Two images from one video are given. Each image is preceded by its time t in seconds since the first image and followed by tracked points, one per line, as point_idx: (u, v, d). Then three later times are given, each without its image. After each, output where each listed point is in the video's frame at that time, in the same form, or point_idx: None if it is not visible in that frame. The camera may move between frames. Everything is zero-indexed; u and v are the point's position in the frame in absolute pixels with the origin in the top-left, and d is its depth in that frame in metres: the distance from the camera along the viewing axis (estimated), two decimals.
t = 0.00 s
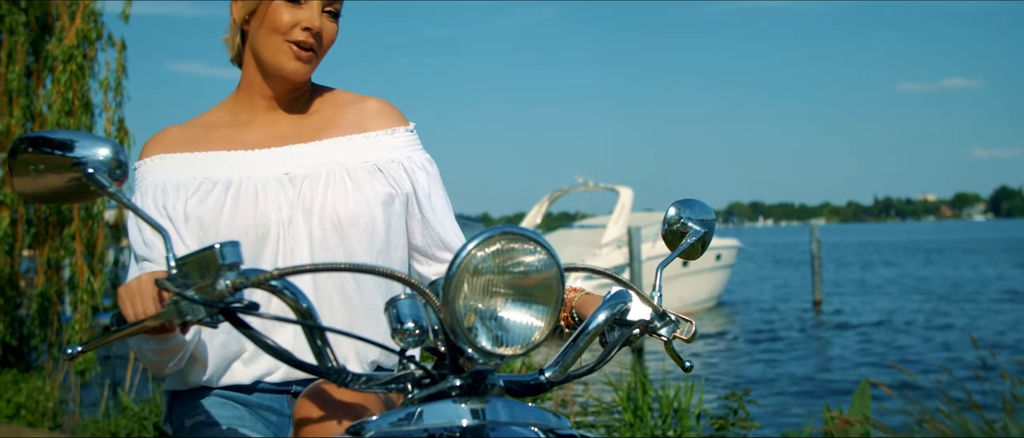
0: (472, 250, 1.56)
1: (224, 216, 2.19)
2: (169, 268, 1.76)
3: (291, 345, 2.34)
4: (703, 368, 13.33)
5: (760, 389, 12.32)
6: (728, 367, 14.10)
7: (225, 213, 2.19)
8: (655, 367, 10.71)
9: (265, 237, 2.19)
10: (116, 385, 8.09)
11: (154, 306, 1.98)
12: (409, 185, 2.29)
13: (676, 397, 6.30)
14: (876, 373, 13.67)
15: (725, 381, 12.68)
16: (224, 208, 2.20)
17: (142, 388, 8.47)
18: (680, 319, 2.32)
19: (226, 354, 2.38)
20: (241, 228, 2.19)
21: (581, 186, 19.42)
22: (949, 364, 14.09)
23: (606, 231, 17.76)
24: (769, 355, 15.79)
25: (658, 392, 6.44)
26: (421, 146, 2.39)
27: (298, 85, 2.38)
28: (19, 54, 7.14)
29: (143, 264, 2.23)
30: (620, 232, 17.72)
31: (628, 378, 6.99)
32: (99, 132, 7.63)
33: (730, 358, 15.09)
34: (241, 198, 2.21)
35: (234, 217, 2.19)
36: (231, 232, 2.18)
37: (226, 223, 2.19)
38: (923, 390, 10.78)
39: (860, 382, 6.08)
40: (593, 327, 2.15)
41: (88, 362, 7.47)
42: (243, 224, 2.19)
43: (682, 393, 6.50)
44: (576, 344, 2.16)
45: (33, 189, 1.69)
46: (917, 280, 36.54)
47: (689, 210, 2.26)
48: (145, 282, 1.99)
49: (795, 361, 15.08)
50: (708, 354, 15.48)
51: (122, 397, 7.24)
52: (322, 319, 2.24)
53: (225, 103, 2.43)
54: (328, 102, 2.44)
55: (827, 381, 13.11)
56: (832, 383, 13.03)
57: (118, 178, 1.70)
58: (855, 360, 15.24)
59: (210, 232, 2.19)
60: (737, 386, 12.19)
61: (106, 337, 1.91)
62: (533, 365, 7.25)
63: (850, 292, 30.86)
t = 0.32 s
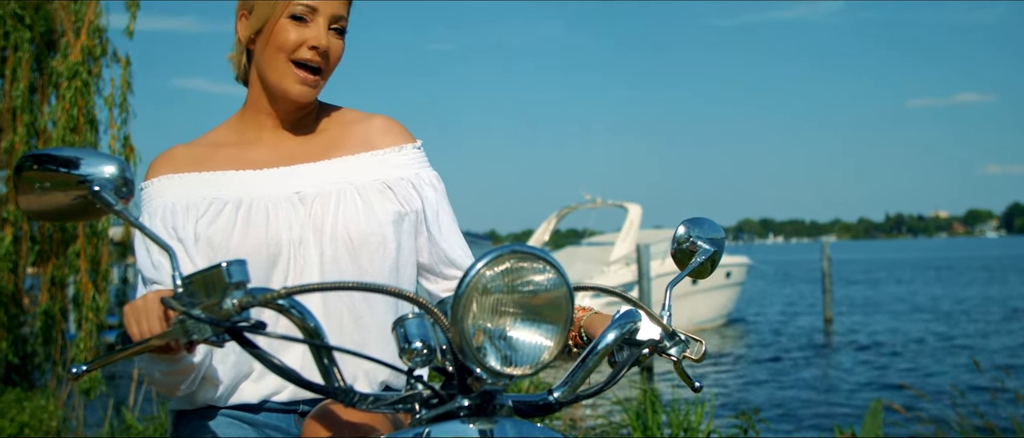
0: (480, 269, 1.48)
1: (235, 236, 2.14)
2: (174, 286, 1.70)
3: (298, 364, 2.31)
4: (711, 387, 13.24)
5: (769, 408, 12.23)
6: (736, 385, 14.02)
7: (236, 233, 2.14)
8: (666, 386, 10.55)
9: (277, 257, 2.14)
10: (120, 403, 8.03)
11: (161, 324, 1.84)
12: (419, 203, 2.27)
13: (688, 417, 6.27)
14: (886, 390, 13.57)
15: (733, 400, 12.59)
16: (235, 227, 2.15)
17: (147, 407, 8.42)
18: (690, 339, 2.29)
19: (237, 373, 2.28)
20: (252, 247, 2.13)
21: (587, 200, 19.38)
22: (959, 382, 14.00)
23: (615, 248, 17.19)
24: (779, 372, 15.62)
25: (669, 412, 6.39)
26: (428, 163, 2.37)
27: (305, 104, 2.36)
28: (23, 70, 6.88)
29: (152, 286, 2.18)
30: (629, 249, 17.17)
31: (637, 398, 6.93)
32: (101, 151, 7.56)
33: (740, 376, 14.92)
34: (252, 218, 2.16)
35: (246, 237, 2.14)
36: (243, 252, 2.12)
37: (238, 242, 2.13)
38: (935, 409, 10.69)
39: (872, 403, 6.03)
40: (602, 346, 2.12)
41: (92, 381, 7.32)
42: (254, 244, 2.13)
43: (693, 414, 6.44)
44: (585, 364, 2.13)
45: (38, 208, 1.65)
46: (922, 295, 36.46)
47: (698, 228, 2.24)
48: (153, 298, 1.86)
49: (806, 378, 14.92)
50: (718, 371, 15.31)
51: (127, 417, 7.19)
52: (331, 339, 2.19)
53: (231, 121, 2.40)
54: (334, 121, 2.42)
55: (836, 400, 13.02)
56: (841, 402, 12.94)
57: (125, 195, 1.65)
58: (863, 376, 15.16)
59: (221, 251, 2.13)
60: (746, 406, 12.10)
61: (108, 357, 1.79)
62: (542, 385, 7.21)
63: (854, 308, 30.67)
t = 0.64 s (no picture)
0: (489, 287, 1.42)
1: (247, 253, 2.08)
2: (181, 306, 1.63)
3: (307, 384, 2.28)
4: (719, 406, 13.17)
5: (777, 428, 12.15)
6: (744, 403, 13.93)
7: (248, 250, 2.08)
8: (678, 404, 10.45)
9: (288, 275, 2.08)
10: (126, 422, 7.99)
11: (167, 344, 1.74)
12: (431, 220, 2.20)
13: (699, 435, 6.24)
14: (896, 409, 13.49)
15: (741, 419, 12.51)
16: (248, 245, 2.09)
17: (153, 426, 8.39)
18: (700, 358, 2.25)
19: (246, 389, 2.22)
20: (264, 265, 2.07)
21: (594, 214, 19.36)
22: (968, 400, 13.92)
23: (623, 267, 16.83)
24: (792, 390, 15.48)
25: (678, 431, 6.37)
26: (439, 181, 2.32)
27: (315, 122, 2.33)
28: (28, 86, 6.84)
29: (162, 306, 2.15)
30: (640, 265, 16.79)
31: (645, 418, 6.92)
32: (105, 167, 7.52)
33: (752, 395, 14.80)
34: (264, 235, 2.10)
35: (258, 254, 2.08)
36: (255, 269, 2.06)
37: (249, 260, 2.08)
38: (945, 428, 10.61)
39: (886, 421, 5.99)
40: (612, 366, 2.07)
41: (96, 400, 7.14)
42: (266, 261, 2.07)
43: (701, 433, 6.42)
44: (595, 383, 2.08)
45: (47, 224, 1.57)
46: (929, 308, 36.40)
47: (708, 246, 2.21)
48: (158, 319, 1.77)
49: (816, 397, 14.83)
50: (725, 389, 15.23)
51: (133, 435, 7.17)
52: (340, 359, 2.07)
53: (240, 138, 2.37)
54: (344, 139, 2.38)
55: (845, 419, 12.94)
56: (850, 420, 12.85)
57: (130, 213, 1.57)
58: (871, 394, 15.08)
59: (232, 269, 2.07)
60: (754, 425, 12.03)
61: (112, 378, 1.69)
62: (551, 404, 7.20)
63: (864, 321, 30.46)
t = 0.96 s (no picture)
0: (497, 308, 1.34)
1: (261, 272, 1.97)
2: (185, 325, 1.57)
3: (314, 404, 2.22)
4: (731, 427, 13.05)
5: None
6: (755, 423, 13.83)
7: (261, 268, 1.97)
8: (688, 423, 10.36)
9: (302, 294, 1.99)
10: None
11: (173, 363, 1.68)
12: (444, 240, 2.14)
13: None
14: (908, 429, 13.39)
15: None
16: (261, 263, 1.98)
17: None
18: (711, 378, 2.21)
19: (254, 407, 2.18)
20: (278, 285, 1.97)
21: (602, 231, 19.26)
22: (980, 419, 13.82)
23: (632, 284, 16.76)
24: (803, 409, 15.36)
25: None
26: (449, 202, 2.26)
27: (327, 140, 2.22)
28: (33, 103, 6.79)
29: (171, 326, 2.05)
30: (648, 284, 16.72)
31: None
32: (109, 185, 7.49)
33: (762, 415, 14.69)
34: (278, 254, 1.99)
35: (271, 273, 1.98)
36: (268, 288, 1.96)
37: (263, 279, 1.97)
38: None
39: None
40: (621, 386, 2.00)
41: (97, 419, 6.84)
42: (280, 280, 1.97)
43: None
44: (604, 404, 2.02)
45: (47, 247, 1.46)
46: (936, 326, 36.32)
47: (718, 265, 2.19)
48: (164, 339, 1.70)
49: (826, 416, 14.73)
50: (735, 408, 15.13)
51: None
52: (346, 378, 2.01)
53: (251, 157, 2.24)
54: (354, 157, 2.29)
55: None
56: None
57: (136, 232, 1.48)
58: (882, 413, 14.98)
59: (247, 288, 1.95)
60: None
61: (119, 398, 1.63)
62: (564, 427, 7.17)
63: (870, 339, 30.29)
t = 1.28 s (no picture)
0: (506, 325, 1.27)
1: (275, 288, 1.89)
2: (193, 341, 1.51)
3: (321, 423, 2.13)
4: None
5: None
6: None
7: (275, 284, 1.89)
8: None
9: (315, 311, 1.90)
10: None
11: (179, 380, 1.64)
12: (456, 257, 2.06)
13: None
14: None
15: None
16: (274, 280, 1.89)
17: None
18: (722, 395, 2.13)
19: (261, 424, 2.11)
20: (292, 301, 1.88)
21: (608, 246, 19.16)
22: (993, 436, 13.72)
23: (641, 299, 16.65)
24: (812, 426, 15.25)
25: None
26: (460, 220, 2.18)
27: (338, 155, 2.16)
28: (38, 117, 6.75)
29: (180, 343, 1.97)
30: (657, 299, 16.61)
31: None
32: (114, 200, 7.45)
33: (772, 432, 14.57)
34: (292, 270, 1.91)
35: (285, 289, 1.89)
36: (283, 305, 1.88)
37: (276, 295, 1.88)
38: None
39: None
40: (632, 403, 1.94)
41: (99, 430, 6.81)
42: (294, 296, 1.89)
43: None
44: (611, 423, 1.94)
45: (51, 263, 1.41)
46: (941, 342, 36.22)
47: (729, 281, 2.16)
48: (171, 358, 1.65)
49: (837, 433, 14.62)
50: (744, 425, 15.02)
51: None
52: (357, 397, 1.91)
53: (261, 173, 2.18)
54: (364, 174, 2.22)
55: None
56: None
57: (142, 249, 1.43)
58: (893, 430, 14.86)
59: (261, 305, 1.87)
60: None
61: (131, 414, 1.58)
62: None
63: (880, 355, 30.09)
